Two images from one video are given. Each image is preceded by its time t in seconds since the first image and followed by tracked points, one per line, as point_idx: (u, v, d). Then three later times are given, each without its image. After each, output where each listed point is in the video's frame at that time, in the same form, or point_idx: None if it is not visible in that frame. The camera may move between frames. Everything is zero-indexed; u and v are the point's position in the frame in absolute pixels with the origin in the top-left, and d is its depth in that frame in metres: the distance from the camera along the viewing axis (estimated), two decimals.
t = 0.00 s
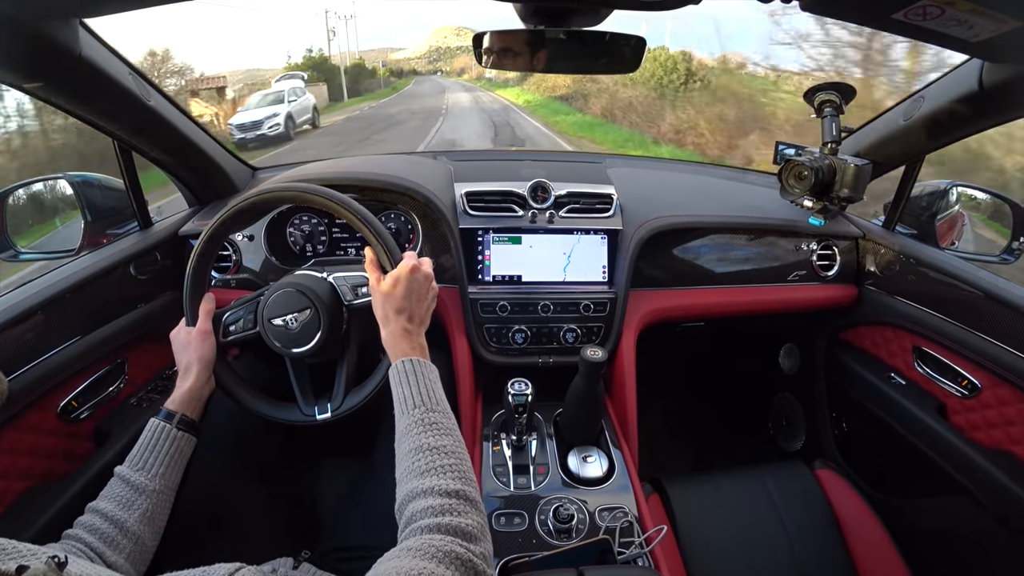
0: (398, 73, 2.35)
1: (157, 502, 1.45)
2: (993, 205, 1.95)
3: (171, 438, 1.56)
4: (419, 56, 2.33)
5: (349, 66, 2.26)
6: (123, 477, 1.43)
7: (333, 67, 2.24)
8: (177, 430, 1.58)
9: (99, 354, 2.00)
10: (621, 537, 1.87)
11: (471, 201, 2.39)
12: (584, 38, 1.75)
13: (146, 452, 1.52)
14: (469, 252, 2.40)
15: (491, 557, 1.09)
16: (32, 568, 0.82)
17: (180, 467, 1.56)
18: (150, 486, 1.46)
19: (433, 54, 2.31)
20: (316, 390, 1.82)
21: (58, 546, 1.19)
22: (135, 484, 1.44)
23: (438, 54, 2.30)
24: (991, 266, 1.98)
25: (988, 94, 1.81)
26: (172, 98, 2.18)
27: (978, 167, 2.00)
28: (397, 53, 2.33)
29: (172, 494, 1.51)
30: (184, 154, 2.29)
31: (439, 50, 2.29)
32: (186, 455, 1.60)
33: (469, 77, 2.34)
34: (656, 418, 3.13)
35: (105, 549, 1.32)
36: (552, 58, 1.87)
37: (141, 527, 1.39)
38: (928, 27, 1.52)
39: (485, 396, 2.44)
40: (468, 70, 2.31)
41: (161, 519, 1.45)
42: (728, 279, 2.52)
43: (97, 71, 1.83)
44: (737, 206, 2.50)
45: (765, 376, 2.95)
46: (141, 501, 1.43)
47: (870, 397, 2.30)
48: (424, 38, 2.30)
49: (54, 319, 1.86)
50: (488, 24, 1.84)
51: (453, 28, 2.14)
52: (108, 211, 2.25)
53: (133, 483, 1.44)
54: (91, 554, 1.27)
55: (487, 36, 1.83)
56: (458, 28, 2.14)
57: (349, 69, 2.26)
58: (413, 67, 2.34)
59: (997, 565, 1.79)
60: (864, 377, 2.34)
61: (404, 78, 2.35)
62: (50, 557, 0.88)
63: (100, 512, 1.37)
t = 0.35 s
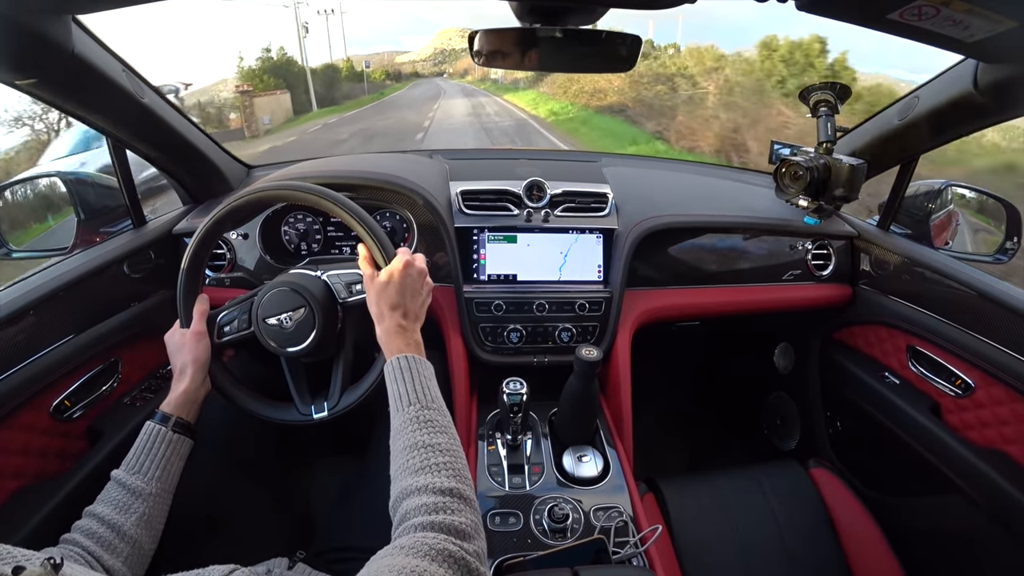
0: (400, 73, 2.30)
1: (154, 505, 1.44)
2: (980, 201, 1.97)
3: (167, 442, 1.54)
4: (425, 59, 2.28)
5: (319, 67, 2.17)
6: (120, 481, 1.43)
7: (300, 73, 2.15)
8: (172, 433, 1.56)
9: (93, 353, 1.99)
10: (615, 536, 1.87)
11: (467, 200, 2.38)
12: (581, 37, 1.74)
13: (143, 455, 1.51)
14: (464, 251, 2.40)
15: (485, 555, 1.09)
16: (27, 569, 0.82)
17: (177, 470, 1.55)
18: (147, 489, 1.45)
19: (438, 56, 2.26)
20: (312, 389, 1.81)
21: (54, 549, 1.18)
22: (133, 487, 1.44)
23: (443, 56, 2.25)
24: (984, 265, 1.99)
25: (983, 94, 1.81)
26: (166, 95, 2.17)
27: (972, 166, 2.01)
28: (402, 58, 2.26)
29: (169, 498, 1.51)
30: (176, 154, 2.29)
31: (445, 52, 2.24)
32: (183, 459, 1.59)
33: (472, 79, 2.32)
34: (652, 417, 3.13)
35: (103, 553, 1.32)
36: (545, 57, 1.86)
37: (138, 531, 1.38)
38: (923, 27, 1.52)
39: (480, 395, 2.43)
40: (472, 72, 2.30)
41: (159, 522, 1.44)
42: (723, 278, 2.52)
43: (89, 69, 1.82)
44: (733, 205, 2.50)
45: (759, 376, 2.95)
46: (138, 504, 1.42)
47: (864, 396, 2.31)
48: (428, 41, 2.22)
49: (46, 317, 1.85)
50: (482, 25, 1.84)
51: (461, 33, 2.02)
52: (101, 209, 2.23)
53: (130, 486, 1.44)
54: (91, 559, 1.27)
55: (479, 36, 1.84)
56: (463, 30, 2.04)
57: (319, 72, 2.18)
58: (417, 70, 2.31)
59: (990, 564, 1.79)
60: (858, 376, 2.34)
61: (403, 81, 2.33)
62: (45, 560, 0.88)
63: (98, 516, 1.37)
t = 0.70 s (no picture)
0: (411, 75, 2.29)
1: (159, 504, 1.45)
2: (976, 194, 2.01)
3: (172, 441, 1.55)
4: (435, 61, 2.23)
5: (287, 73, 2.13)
6: (124, 480, 1.43)
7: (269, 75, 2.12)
8: (177, 433, 1.57)
9: (93, 349, 2.00)
10: (615, 532, 1.87)
11: (467, 196, 2.38)
12: (581, 33, 1.74)
13: (147, 455, 1.52)
14: (464, 247, 2.40)
15: (489, 543, 1.09)
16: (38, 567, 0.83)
17: (182, 470, 1.56)
18: (151, 488, 1.46)
19: (448, 59, 2.21)
20: (315, 384, 1.82)
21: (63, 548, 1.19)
22: (137, 487, 1.44)
23: (454, 59, 2.19)
24: (985, 262, 1.98)
25: (985, 90, 1.80)
26: (166, 91, 2.16)
27: (972, 163, 2.01)
28: (413, 60, 2.24)
29: (173, 498, 1.51)
30: (177, 149, 2.29)
31: (454, 55, 2.18)
32: (187, 458, 1.59)
33: (483, 82, 2.29)
34: (652, 413, 3.13)
35: (108, 552, 1.32)
36: (547, 54, 1.87)
37: (144, 530, 1.39)
38: (925, 23, 1.51)
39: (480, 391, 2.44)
40: (481, 74, 2.25)
41: (163, 522, 1.45)
42: (724, 275, 2.51)
43: (90, 65, 1.81)
44: (733, 202, 2.49)
45: (759, 372, 2.96)
46: (142, 504, 1.43)
47: (864, 393, 2.31)
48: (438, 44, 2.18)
49: (47, 314, 1.85)
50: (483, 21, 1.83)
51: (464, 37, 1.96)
52: (101, 205, 2.23)
53: (134, 485, 1.44)
54: (97, 557, 1.27)
55: (480, 33, 1.82)
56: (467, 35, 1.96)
57: (283, 74, 2.18)
58: (427, 72, 2.27)
59: (989, 561, 1.80)
60: (859, 373, 2.34)
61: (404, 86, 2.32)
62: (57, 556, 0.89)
63: (103, 515, 1.37)
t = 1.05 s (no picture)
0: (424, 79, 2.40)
1: (160, 500, 1.45)
2: (977, 188, 2.03)
3: (173, 438, 1.55)
4: (451, 65, 2.32)
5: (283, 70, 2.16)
6: (126, 476, 1.43)
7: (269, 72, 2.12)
8: (178, 429, 1.57)
9: (98, 348, 2.01)
10: (617, 530, 1.88)
11: (470, 195, 2.39)
12: (584, 32, 1.74)
13: (149, 451, 1.52)
14: (467, 245, 2.40)
15: (489, 546, 1.09)
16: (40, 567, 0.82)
17: (184, 466, 1.56)
18: (153, 485, 1.46)
19: (462, 64, 2.31)
20: (318, 384, 1.82)
21: (63, 547, 1.19)
22: (139, 483, 1.44)
23: (468, 63, 2.28)
24: (988, 262, 1.99)
25: (990, 90, 1.80)
26: (170, 91, 2.16)
27: (977, 162, 2.00)
28: (427, 63, 2.35)
29: (174, 494, 1.52)
30: (182, 149, 2.29)
31: (468, 61, 2.29)
32: (189, 453, 1.60)
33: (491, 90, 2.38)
34: (655, 412, 3.13)
35: (110, 549, 1.32)
36: (551, 54, 1.87)
37: (146, 526, 1.39)
38: (928, 21, 1.51)
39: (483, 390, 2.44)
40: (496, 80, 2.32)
41: (165, 517, 1.45)
42: (728, 274, 2.51)
43: (93, 65, 1.81)
44: (736, 200, 2.49)
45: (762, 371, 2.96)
46: (144, 500, 1.43)
47: (868, 392, 2.31)
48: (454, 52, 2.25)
49: (52, 313, 1.86)
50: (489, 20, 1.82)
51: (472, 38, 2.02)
52: (106, 205, 2.24)
53: (136, 482, 1.45)
54: (98, 555, 1.28)
55: (486, 32, 1.81)
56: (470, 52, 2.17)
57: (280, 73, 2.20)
58: (442, 75, 2.36)
59: (992, 560, 1.80)
60: (862, 371, 2.34)
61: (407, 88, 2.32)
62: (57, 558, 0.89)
63: (104, 512, 1.38)
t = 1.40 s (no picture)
0: (431, 81, 2.26)
1: (156, 507, 1.44)
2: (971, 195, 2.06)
3: (170, 443, 1.55)
4: (461, 68, 2.19)
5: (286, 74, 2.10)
6: (122, 481, 1.43)
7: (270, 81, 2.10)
8: (175, 435, 1.57)
9: (96, 354, 2.00)
10: (617, 538, 1.87)
11: (469, 202, 2.40)
12: (582, 39, 1.76)
13: (146, 457, 1.51)
14: (466, 252, 2.40)
15: (485, 560, 1.08)
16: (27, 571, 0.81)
17: (180, 471, 1.56)
18: (150, 490, 1.45)
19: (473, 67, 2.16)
20: (315, 391, 1.82)
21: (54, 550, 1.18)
22: (135, 488, 1.43)
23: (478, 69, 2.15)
24: (986, 268, 1.99)
25: (987, 97, 1.81)
26: (170, 97, 2.18)
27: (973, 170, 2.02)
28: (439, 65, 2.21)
29: (171, 500, 1.51)
30: (181, 155, 2.30)
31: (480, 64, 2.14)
32: (185, 460, 1.59)
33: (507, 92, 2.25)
34: (653, 420, 3.13)
35: (105, 555, 1.31)
36: (551, 59, 1.87)
37: (141, 532, 1.38)
38: (924, 30, 1.52)
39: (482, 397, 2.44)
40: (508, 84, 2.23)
41: (161, 523, 1.44)
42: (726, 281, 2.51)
43: (94, 71, 1.82)
44: (734, 207, 2.50)
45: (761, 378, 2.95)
46: (140, 506, 1.42)
47: (867, 399, 2.30)
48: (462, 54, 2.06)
49: (50, 318, 1.85)
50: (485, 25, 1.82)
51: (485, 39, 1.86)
52: (104, 210, 2.24)
53: (133, 487, 1.44)
54: (92, 561, 1.26)
55: (485, 37, 1.82)
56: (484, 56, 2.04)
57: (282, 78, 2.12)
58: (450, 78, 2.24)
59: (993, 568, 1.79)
60: (861, 378, 2.34)
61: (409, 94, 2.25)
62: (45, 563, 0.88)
63: (99, 518, 1.36)
